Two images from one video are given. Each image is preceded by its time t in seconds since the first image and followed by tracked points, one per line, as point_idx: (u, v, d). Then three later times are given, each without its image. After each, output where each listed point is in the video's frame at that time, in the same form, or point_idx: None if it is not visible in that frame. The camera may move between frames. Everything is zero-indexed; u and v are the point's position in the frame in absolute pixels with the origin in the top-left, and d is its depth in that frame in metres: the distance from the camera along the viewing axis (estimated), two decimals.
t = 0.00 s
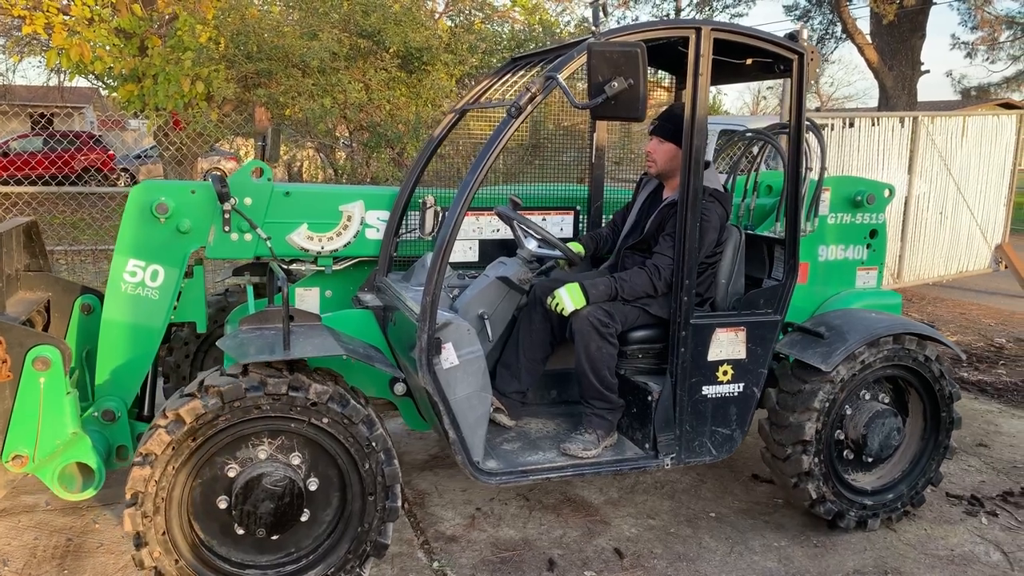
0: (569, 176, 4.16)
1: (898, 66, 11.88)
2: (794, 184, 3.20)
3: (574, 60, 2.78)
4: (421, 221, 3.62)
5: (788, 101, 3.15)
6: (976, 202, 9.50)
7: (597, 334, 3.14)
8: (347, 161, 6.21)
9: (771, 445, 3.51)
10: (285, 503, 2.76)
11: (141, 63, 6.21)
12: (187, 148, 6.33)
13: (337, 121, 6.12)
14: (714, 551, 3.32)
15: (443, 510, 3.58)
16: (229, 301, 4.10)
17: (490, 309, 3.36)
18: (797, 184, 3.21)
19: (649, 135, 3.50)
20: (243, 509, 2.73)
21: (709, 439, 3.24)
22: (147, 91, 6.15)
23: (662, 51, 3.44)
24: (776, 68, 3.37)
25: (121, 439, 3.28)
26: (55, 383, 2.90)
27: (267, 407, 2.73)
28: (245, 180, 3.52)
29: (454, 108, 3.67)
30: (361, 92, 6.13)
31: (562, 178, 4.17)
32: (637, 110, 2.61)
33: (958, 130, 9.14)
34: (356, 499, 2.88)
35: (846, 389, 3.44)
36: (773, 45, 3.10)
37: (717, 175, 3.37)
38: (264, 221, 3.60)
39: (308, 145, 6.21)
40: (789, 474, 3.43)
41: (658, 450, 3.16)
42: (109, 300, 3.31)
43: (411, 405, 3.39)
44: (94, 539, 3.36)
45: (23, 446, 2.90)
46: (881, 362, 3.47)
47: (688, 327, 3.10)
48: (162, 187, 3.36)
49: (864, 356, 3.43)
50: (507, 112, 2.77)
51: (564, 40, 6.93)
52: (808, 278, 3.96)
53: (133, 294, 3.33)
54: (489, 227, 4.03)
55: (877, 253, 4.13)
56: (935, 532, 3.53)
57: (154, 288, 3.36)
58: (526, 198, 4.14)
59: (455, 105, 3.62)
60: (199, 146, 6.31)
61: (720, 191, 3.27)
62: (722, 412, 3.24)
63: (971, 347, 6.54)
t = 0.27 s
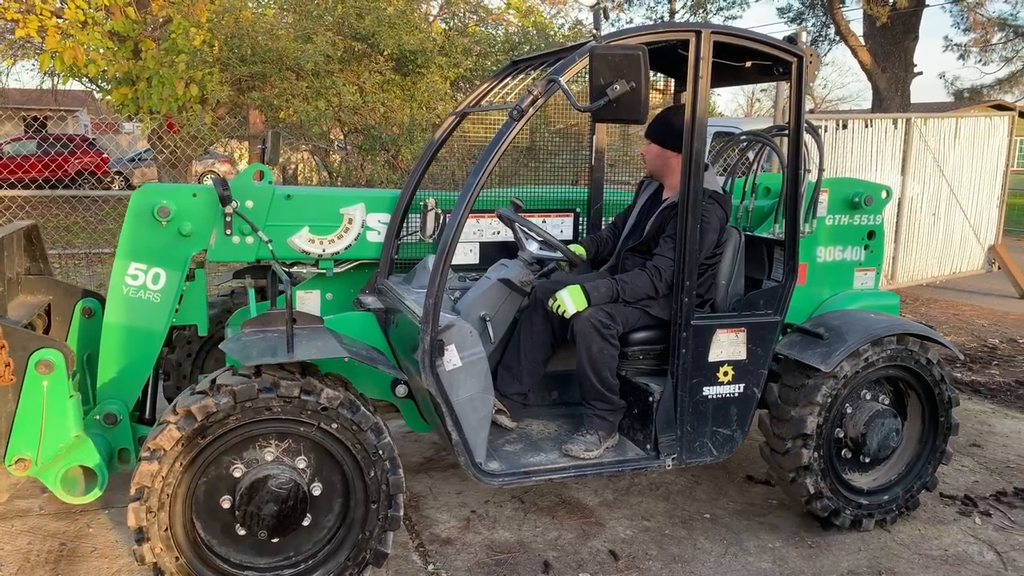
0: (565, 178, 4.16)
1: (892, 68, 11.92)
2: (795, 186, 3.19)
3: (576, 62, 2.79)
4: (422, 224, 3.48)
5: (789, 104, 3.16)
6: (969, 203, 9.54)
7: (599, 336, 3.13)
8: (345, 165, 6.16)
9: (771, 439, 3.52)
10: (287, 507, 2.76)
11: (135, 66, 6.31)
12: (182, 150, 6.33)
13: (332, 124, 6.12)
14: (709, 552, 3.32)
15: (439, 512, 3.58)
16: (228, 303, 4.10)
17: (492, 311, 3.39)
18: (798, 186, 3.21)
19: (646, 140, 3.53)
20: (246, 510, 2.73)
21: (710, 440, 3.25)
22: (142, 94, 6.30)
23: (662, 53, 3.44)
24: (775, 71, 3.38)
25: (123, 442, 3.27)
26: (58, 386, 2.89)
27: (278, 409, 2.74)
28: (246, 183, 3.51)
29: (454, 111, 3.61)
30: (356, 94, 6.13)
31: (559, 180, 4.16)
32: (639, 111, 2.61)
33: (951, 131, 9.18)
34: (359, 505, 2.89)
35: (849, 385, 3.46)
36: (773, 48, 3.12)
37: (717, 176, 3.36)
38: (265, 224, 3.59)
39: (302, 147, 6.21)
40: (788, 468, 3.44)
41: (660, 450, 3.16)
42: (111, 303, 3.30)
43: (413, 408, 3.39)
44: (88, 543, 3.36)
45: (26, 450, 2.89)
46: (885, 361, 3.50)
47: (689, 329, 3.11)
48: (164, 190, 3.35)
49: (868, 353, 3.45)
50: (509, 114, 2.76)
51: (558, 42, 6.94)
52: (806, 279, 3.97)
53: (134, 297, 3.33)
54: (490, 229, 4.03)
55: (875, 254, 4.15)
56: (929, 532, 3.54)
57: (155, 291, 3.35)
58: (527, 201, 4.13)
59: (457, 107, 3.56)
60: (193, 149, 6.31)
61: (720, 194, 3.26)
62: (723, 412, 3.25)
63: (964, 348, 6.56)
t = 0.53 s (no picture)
0: (561, 179, 4.17)
1: (885, 69, 11.95)
2: (795, 188, 3.20)
3: (578, 64, 2.80)
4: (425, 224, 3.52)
5: (789, 106, 3.18)
6: (962, 204, 9.57)
7: (601, 336, 3.14)
8: (338, 166, 6.22)
9: (771, 432, 3.53)
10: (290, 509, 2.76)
11: (129, 67, 6.30)
12: (177, 152, 6.21)
13: (326, 125, 6.12)
14: (703, 552, 3.33)
15: (433, 514, 3.58)
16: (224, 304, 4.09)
17: (494, 311, 3.39)
18: (798, 187, 3.22)
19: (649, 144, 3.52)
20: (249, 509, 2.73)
21: (711, 440, 3.25)
22: (136, 95, 6.31)
23: (662, 54, 3.45)
24: (775, 73, 3.38)
25: (124, 443, 3.25)
26: (62, 387, 2.90)
27: (289, 410, 2.75)
28: (248, 184, 3.54)
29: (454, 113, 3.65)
30: (350, 95, 6.13)
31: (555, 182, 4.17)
32: (641, 113, 2.62)
33: (944, 132, 9.21)
34: (362, 511, 2.89)
35: (852, 382, 3.47)
36: (773, 50, 3.13)
37: (716, 176, 3.37)
38: (267, 225, 3.61)
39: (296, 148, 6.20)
40: (787, 461, 3.45)
41: (661, 450, 3.16)
42: (113, 304, 3.30)
43: (414, 408, 3.37)
44: (82, 546, 3.35)
45: (29, 450, 2.88)
46: (888, 360, 3.52)
47: (690, 329, 3.11)
48: (167, 192, 3.37)
49: (872, 351, 3.48)
50: (511, 116, 2.78)
51: (553, 43, 6.95)
52: (806, 279, 3.97)
53: (136, 298, 3.33)
54: (490, 230, 4.08)
55: (873, 254, 4.16)
56: (922, 532, 3.55)
57: (157, 292, 3.35)
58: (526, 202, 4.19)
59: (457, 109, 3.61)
60: (187, 149, 6.22)
61: (716, 188, 3.23)
62: (724, 412, 3.25)
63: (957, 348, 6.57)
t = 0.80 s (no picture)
0: (556, 179, 4.17)
1: (880, 69, 11.98)
2: (796, 187, 3.21)
3: (581, 64, 2.79)
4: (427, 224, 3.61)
5: (790, 105, 3.18)
6: (956, 204, 9.59)
7: (603, 335, 3.14)
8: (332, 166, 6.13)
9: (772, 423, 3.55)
10: (293, 510, 2.76)
11: (123, 67, 6.28)
12: (171, 151, 6.28)
13: (321, 125, 6.10)
14: (698, 551, 3.33)
15: (428, 513, 3.58)
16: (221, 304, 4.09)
17: (496, 310, 3.41)
18: (799, 187, 3.23)
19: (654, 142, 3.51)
20: (252, 507, 2.72)
21: (712, 438, 3.25)
22: (130, 95, 6.27)
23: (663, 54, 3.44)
24: (776, 73, 3.39)
25: (126, 443, 3.24)
26: (65, 387, 2.89)
27: (301, 409, 2.75)
28: (250, 184, 3.53)
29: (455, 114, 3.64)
30: (345, 95, 6.12)
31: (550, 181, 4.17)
32: (644, 113, 2.62)
33: (938, 132, 9.24)
34: (364, 515, 2.89)
35: (856, 378, 3.50)
36: (773, 50, 3.13)
37: (717, 175, 3.39)
38: (268, 225, 3.61)
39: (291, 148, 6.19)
40: (786, 454, 3.46)
41: (663, 449, 3.17)
42: (115, 304, 3.29)
43: (416, 407, 3.36)
44: (75, 547, 3.34)
45: (33, 450, 2.87)
46: (891, 359, 3.55)
47: (692, 328, 3.12)
48: (168, 192, 3.35)
49: (877, 348, 3.51)
50: (514, 116, 2.78)
51: (547, 43, 6.95)
52: (805, 279, 3.96)
53: (138, 298, 3.32)
54: (492, 230, 4.02)
55: (871, 254, 4.18)
56: (916, 531, 3.56)
57: (159, 292, 3.34)
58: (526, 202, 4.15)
59: (460, 109, 3.60)
60: (182, 149, 6.25)
61: (717, 187, 3.25)
62: (725, 411, 3.25)
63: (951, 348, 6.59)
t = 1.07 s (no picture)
0: (552, 179, 4.16)
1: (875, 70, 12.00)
2: (796, 188, 3.22)
3: (583, 65, 2.80)
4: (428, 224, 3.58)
5: (790, 106, 3.20)
6: (950, 204, 9.61)
7: (605, 334, 3.14)
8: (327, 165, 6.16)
9: (772, 415, 3.57)
10: (295, 511, 2.76)
11: (118, 66, 6.38)
12: (165, 152, 6.14)
13: (316, 124, 6.10)
14: (692, 551, 3.34)
15: (423, 513, 3.58)
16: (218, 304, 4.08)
17: (499, 310, 3.36)
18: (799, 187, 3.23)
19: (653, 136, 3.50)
20: (255, 504, 2.72)
21: (713, 437, 3.26)
22: (125, 94, 6.38)
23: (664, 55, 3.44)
24: (777, 74, 3.41)
25: (129, 442, 3.23)
26: (68, 386, 2.87)
27: (313, 409, 2.76)
28: (252, 184, 3.53)
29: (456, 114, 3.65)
30: (341, 94, 6.11)
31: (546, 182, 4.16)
32: (647, 113, 2.63)
33: (932, 133, 9.26)
34: (365, 520, 2.89)
35: (859, 375, 3.51)
36: (773, 51, 3.14)
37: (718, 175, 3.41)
38: (270, 225, 3.61)
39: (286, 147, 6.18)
40: (786, 446, 3.47)
41: (664, 447, 3.17)
42: (118, 303, 3.27)
43: (417, 407, 3.39)
44: (69, 547, 3.33)
45: (36, 449, 2.86)
46: (895, 359, 3.57)
47: (693, 327, 3.13)
48: (171, 191, 3.34)
49: (882, 346, 3.53)
50: (517, 116, 2.79)
51: (543, 43, 6.95)
52: (804, 278, 3.97)
53: (141, 298, 3.30)
54: (493, 229, 4.01)
55: (870, 254, 4.18)
56: (909, 530, 3.57)
57: (162, 291, 3.32)
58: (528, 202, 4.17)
59: (460, 109, 3.61)
60: (175, 150, 6.14)
61: (722, 190, 3.31)
62: (726, 410, 3.26)
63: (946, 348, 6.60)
